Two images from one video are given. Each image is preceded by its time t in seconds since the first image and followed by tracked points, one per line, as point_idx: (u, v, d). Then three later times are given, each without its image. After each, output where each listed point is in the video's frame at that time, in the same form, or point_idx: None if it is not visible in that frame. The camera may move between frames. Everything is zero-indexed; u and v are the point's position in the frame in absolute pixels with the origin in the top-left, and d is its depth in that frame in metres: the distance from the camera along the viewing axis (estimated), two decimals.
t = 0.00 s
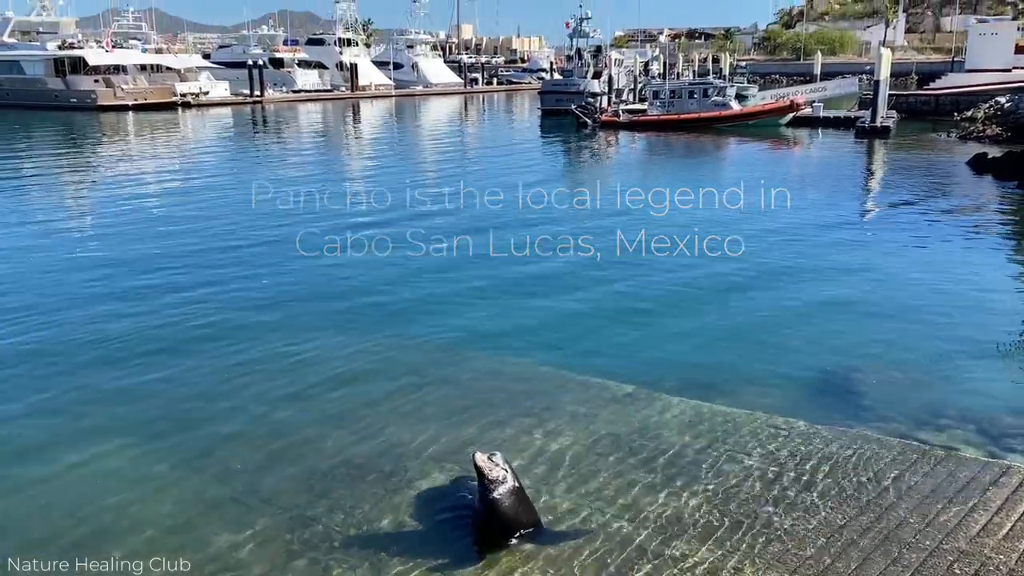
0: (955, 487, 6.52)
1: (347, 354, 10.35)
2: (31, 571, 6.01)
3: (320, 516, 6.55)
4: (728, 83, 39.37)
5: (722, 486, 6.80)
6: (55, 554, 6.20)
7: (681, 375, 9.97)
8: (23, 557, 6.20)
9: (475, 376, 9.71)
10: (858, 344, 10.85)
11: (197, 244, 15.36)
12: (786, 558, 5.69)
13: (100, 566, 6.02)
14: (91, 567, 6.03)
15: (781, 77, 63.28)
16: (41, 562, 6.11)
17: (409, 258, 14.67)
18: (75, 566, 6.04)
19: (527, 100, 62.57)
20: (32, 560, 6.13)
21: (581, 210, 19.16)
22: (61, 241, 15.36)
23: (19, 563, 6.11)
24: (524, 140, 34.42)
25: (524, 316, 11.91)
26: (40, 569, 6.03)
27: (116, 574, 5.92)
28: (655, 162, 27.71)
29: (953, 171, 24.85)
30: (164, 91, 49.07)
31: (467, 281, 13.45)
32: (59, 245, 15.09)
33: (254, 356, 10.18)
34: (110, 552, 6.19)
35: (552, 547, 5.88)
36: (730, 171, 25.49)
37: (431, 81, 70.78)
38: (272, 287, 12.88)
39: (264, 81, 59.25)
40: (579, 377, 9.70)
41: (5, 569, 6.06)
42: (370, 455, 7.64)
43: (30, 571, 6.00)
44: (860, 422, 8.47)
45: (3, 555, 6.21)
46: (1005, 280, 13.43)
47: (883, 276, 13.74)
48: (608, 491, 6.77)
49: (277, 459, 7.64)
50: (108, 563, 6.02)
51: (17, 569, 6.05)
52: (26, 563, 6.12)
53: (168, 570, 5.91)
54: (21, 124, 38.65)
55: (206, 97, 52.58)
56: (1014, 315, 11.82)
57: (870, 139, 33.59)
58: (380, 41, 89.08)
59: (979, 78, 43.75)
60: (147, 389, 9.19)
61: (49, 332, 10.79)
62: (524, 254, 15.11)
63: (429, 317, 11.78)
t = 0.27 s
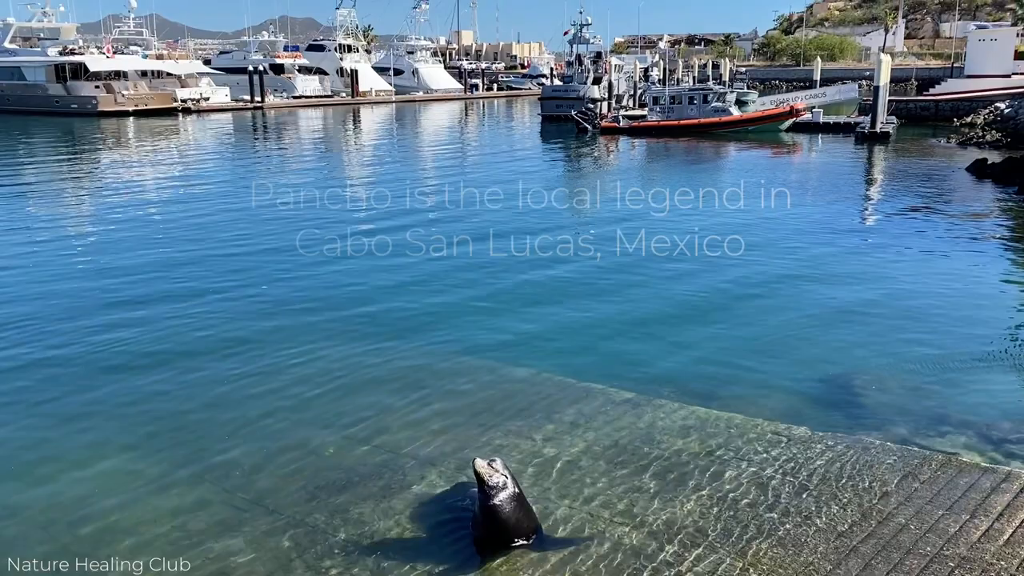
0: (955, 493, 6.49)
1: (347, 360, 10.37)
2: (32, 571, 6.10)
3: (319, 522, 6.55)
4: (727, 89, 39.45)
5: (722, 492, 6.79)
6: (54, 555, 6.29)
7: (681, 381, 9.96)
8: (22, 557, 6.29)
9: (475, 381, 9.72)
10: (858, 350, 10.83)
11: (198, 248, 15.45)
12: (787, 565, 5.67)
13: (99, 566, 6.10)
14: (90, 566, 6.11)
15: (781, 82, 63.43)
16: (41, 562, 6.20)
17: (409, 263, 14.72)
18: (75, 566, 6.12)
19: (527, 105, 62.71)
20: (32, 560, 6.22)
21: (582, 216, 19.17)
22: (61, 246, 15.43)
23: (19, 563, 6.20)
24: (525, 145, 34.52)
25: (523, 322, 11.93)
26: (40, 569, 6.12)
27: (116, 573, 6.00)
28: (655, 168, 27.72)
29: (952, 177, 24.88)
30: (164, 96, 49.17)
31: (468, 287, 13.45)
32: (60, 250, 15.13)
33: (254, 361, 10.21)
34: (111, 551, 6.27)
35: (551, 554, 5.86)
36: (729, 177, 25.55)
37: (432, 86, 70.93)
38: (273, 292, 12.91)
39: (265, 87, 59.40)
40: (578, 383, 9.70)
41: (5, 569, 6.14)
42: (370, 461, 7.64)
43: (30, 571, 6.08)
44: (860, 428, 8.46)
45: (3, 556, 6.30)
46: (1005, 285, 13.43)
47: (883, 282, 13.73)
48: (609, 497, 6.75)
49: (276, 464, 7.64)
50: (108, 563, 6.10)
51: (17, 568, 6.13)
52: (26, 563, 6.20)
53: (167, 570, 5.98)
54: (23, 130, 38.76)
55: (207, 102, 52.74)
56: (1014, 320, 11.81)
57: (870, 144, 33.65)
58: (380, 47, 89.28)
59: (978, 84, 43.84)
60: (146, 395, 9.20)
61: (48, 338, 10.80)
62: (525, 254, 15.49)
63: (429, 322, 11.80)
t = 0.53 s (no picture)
0: (956, 497, 6.47)
1: (346, 363, 10.35)
2: (32, 571, 6.14)
3: (319, 526, 6.54)
4: (728, 93, 39.45)
5: (723, 497, 6.76)
6: (55, 555, 6.33)
7: (682, 385, 9.93)
8: (22, 556, 6.34)
9: (475, 386, 9.69)
10: (859, 354, 10.81)
11: (198, 252, 15.45)
12: (789, 570, 5.64)
13: (99, 566, 6.15)
14: (91, 567, 6.16)
15: (781, 87, 63.49)
16: (41, 563, 6.24)
17: (409, 267, 14.72)
18: (75, 567, 6.17)
19: (528, 110, 62.75)
20: (32, 560, 6.26)
21: (580, 220, 19.13)
22: (60, 251, 15.42)
23: (19, 563, 6.24)
24: (524, 150, 34.53)
25: (524, 326, 11.91)
26: (40, 569, 6.16)
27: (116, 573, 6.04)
28: (655, 172, 27.75)
29: (952, 181, 24.87)
30: (164, 101, 49.19)
31: (468, 291, 13.43)
32: (60, 254, 15.12)
33: (254, 365, 10.20)
34: (111, 551, 6.32)
35: (552, 559, 5.84)
36: (729, 181, 25.55)
37: (432, 91, 71.01)
38: (273, 296, 12.91)
39: (265, 92, 59.46)
40: (578, 387, 9.67)
41: (6, 569, 6.18)
42: (370, 465, 7.62)
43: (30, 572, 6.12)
44: (861, 432, 8.43)
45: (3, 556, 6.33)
46: (1005, 289, 13.41)
47: (883, 286, 13.71)
48: (610, 502, 6.72)
49: (276, 468, 7.63)
50: (109, 564, 6.14)
51: (18, 568, 6.17)
52: (26, 563, 6.25)
53: (167, 570, 6.03)
54: (23, 135, 38.78)
55: (207, 107, 52.81)
56: (1014, 325, 11.79)
57: (870, 148, 33.67)
58: (380, 52, 89.35)
59: (978, 89, 43.92)
60: (145, 398, 9.20)
61: (46, 342, 10.79)
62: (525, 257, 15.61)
63: (429, 326, 11.78)
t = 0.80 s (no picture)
0: (958, 503, 6.45)
1: (347, 368, 10.37)
2: (32, 571, 6.21)
3: (318, 531, 6.56)
4: (728, 99, 39.50)
5: (724, 502, 6.76)
6: (54, 555, 6.40)
7: (682, 390, 9.93)
8: (22, 556, 6.41)
9: (476, 391, 9.70)
10: (860, 360, 10.81)
11: (200, 257, 15.48)
12: None
13: (99, 566, 6.22)
14: (90, 567, 6.23)
15: (781, 92, 63.60)
16: (41, 563, 6.31)
17: (411, 272, 14.75)
18: (75, 566, 6.25)
19: (528, 115, 62.88)
20: (32, 560, 6.34)
21: (581, 226, 19.13)
22: (62, 256, 15.45)
23: (19, 563, 6.31)
24: (525, 155, 34.62)
25: (525, 331, 11.93)
26: (40, 569, 6.24)
27: (116, 573, 6.12)
28: (655, 178, 27.82)
29: (952, 186, 24.89)
30: (166, 106, 49.33)
31: (468, 297, 13.43)
32: (62, 259, 15.16)
33: (255, 369, 10.23)
34: (111, 551, 6.40)
35: (552, 565, 5.83)
36: (729, 187, 25.60)
37: (433, 96, 71.16)
38: (274, 301, 12.95)
39: (266, 97, 59.58)
40: (580, 392, 9.67)
41: (6, 569, 6.25)
42: (370, 470, 7.63)
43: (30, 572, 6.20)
44: (862, 438, 8.43)
45: (3, 555, 6.41)
46: (1006, 295, 13.42)
47: (884, 291, 13.71)
48: (611, 507, 6.72)
49: (276, 472, 7.64)
50: (108, 564, 6.22)
51: (18, 568, 6.25)
52: (26, 563, 6.32)
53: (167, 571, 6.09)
54: (25, 140, 38.86)
55: (209, 113, 52.96)
56: (1015, 330, 11.78)
57: (870, 154, 33.72)
58: (381, 58, 89.56)
59: (978, 94, 43.97)
60: (146, 402, 9.23)
61: (47, 346, 10.83)
62: (526, 262, 15.65)
63: (430, 331, 11.80)
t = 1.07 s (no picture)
0: (961, 509, 6.42)
1: (349, 373, 10.37)
2: (31, 571, 6.29)
3: (317, 535, 6.56)
4: (729, 104, 39.51)
5: (726, 507, 6.74)
6: (54, 555, 6.48)
7: (684, 395, 9.90)
8: (23, 556, 6.49)
9: (477, 396, 9.68)
10: (862, 365, 10.81)
11: (202, 262, 15.51)
12: None
13: (99, 566, 6.30)
14: (90, 567, 6.31)
15: (782, 98, 63.67)
16: (41, 563, 6.39)
17: (412, 277, 14.76)
18: (75, 566, 6.32)
19: (530, 121, 62.95)
20: (32, 560, 6.41)
21: (581, 231, 19.11)
22: (65, 261, 15.47)
23: (19, 563, 6.39)
24: (527, 161, 34.66)
25: (526, 336, 11.92)
26: (40, 569, 6.32)
27: (116, 573, 6.20)
28: (655, 183, 27.86)
29: (954, 192, 24.88)
30: (168, 112, 49.47)
31: (470, 302, 13.42)
32: (64, 265, 15.19)
33: (256, 374, 10.24)
34: (111, 552, 6.47)
35: (553, 571, 5.81)
36: (730, 192, 25.62)
37: (434, 102, 71.28)
38: (276, 306, 12.97)
39: (268, 103, 59.72)
40: (581, 398, 9.66)
41: (6, 568, 6.33)
42: (371, 475, 7.62)
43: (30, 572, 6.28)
44: (864, 443, 8.41)
45: (3, 555, 6.48)
46: (1008, 300, 13.40)
47: (886, 297, 13.69)
48: (612, 513, 6.69)
49: (276, 477, 7.64)
50: (108, 564, 6.30)
51: (18, 568, 6.33)
52: (26, 563, 6.40)
53: (167, 571, 6.17)
54: (27, 146, 38.96)
55: (210, 118, 53.10)
56: (1018, 336, 11.75)
57: (871, 159, 33.73)
58: (382, 63, 89.76)
59: (979, 100, 43.98)
60: (146, 406, 9.24)
61: (47, 351, 10.83)
62: (527, 267, 15.67)
63: (431, 336, 11.80)
